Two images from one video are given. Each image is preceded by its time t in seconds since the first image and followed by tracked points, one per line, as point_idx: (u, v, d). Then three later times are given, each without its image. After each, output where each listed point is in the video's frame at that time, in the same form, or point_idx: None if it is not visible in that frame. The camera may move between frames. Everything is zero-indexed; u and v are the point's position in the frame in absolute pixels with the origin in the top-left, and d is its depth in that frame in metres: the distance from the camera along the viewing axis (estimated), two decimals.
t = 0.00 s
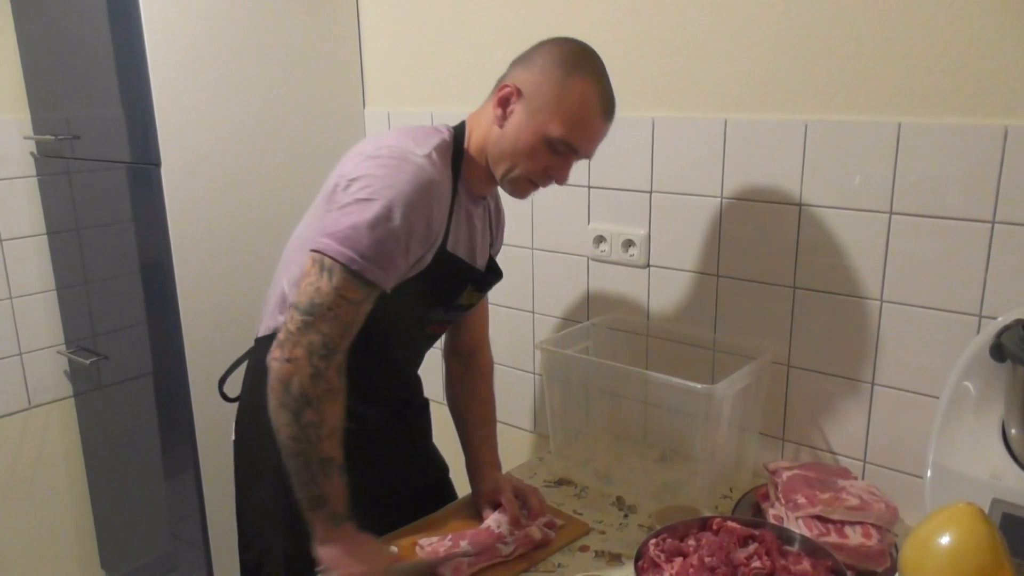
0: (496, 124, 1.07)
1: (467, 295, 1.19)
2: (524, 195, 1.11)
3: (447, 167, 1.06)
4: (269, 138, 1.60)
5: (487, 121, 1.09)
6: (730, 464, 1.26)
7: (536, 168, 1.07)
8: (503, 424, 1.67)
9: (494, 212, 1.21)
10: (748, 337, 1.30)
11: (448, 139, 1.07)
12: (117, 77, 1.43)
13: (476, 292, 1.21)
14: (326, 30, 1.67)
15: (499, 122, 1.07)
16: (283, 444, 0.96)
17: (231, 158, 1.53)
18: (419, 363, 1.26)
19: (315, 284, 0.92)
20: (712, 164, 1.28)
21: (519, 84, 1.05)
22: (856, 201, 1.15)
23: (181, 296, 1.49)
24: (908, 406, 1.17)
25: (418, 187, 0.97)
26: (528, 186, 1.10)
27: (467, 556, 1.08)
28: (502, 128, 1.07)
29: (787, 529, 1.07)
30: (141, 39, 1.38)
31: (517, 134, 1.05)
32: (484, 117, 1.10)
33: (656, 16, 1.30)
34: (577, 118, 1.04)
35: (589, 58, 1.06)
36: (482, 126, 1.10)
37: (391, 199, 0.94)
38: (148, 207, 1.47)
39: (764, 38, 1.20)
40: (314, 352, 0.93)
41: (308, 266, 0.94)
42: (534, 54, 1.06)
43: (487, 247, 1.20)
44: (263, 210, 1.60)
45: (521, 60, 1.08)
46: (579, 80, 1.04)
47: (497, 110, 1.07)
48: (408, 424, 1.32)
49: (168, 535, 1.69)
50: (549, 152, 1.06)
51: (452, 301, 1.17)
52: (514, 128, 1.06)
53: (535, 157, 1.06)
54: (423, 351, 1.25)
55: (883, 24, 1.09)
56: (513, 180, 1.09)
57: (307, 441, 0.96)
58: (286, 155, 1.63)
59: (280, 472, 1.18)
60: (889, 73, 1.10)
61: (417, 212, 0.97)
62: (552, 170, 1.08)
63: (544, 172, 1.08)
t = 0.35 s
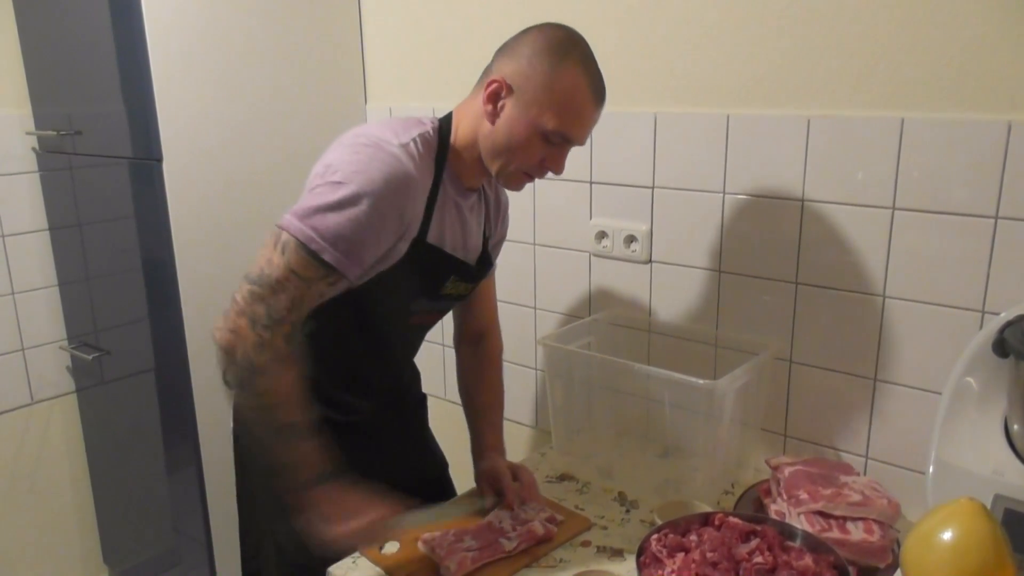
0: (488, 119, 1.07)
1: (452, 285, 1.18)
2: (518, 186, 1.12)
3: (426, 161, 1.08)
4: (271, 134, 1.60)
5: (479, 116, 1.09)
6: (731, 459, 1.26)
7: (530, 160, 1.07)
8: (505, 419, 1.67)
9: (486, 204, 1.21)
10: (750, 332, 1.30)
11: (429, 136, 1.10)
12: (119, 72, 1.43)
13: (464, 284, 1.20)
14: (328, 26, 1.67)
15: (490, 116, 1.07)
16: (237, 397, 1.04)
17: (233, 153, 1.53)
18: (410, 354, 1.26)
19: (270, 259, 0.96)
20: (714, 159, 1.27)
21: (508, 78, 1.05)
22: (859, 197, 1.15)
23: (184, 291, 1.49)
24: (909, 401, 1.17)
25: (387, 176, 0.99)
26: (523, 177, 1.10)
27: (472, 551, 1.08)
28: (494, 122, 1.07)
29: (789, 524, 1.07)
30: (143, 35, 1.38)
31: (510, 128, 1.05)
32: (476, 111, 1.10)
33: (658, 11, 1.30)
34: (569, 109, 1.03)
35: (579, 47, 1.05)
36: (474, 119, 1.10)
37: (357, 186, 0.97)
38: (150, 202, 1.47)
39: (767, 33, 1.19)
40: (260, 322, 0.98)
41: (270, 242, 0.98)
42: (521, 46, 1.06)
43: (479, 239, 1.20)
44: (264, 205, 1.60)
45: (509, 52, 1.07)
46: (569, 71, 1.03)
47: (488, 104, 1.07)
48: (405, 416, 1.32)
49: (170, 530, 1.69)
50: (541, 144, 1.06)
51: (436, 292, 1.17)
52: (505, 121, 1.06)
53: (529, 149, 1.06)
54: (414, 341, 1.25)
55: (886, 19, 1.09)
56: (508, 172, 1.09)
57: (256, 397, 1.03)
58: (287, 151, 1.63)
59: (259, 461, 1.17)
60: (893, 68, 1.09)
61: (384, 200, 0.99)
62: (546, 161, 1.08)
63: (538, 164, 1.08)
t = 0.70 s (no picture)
0: (500, 131, 1.07)
1: (467, 294, 1.18)
2: (529, 197, 1.12)
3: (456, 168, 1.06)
4: (272, 129, 1.59)
5: (490, 128, 1.09)
6: (733, 455, 1.26)
7: (542, 173, 1.08)
8: (507, 415, 1.67)
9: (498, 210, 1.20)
10: (753, 329, 1.30)
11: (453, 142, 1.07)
12: (121, 68, 1.43)
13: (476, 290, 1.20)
14: (329, 22, 1.66)
15: (502, 129, 1.07)
16: (377, 437, 1.02)
17: (234, 149, 1.53)
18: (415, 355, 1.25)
19: (351, 296, 0.95)
20: (716, 156, 1.27)
21: (522, 92, 1.05)
22: (861, 192, 1.15)
23: (186, 287, 1.49)
24: (911, 397, 1.17)
25: (435, 182, 0.98)
26: (533, 189, 1.11)
27: (473, 546, 1.08)
28: (506, 135, 1.07)
29: (791, 520, 1.07)
30: (145, 30, 1.38)
31: (522, 142, 1.05)
32: (486, 123, 1.09)
33: (659, 7, 1.30)
34: (583, 125, 1.04)
35: (592, 63, 1.05)
36: (484, 132, 1.09)
37: (412, 199, 0.96)
38: (151, 198, 1.47)
39: (769, 28, 1.19)
40: (369, 359, 0.97)
41: (342, 278, 0.96)
42: (535, 60, 1.05)
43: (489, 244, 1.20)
44: (266, 201, 1.60)
45: (522, 66, 1.06)
46: (584, 88, 1.03)
47: (501, 117, 1.06)
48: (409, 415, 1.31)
49: (172, 525, 1.69)
50: (554, 158, 1.06)
51: (450, 300, 1.17)
52: (518, 135, 1.05)
53: (541, 163, 1.07)
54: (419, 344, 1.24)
55: (887, 14, 1.09)
56: (519, 184, 1.10)
57: (396, 430, 1.01)
58: (289, 146, 1.63)
59: (275, 455, 1.20)
60: (893, 63, 1.09)
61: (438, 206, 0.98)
62: (557, 174, 1.09)
63: (549, 176, 1.09)
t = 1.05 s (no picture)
0: (513, 131, 1.08)
1: (477, 289, 1.18)
2: (539, 197, 1.13)
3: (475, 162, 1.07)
4: (273, 126, 1.59)
5: (504, 127, 1.10)
6: (734, 452, 1.26)
7: (552, 173, 1.09)
8: (508, 413, 1.67)
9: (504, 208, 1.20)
10: (755, 326, 1.30)
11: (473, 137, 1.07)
12: (122, 65, 1.43)
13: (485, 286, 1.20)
14: (330, 19, 1.66)
15: (516, 128, 1.08)
16: (368, 432, 0.99)
17: (235, 147, 1.53)
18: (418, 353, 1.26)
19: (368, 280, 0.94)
20: (718, 152, 1.27)
21: (537, 92, 1.06)
22: (861, 188, 1.15)
23: (187, 284, 1.49)
24: (913, 394, 1.16)
25: (456, 172, 0.99)
26: (544, 189, 1.12)
27: (475, 543, 1.07)
28: (519, 135, 1.08)
29: (792, 517, 1.07)
30: (146, 28, 1.38)
31: (534, 142, 1.06)
32: (501, 123, 1.11)
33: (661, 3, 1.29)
34: (595, 126, 1.05)
35: (606, 66, 1.07)
36: (498, 131, 1.10)
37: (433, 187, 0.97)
38: (153, 195, 1.47)
39: (771, 24, 1.19)
40: (381, 344, 0.95)
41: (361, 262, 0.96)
42: (551, 62, 1.07)
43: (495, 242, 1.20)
44: (267, 198, 1.60)
45: (538, 67, 1.08)
46: (597, 90, 1.05)
47: (515, 116, 1.08)
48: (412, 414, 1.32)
49: (174, 522, 1.70)
50: (566, 160, 1.08)
51: (461, 295, 1.17)
52: (531, 135, 1.07)
53: (552, 163, 1.08)
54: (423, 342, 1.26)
55: (889, 10, 1.08)
56: (530, 184, 1.11)
57: (392, 425, 0.99)
58: (291, 143, 1.63)
59: (279, 458, 1.19)
60: (895, 59, 1.09)
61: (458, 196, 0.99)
62: (568, 174, 1.10)
63: (560, 177, 1.10)
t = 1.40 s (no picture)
0: (490, 114, 1.08)
1: (460, 280, 1.18)
2: (518, 183, 1.12)
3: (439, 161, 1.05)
4: (273, 124, 1.59)
5: (482, 111, 1.10)
6: (735, 449, 1.26)
7: (530, 157, 1.08)
8: (509, 410, 1.67)
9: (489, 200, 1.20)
10: (755, 323, 1.30)
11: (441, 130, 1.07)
12: (122, 62, 1.43)
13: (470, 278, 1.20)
14: (330, 15, 1.66)
15: (493, 111, 1.08)
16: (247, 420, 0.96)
17: (236, 144, 1.53)
18: (409, 349, 1.27)
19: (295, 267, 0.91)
20: (718, 150, 1.27)
21: (513, 74, 1.06)
22: (862, 185, 1.15)
23: (188, 281, 1.49)
24: (913, 391, 1.17)
25: (407, 173, 0.96)
26: (522, 173, 1.11)
27: (474, 542, 1.07)
28: (496, 118, 1.08)
29: (793, 514, 1.07)
30: (147, 25, 1.38)
31: (511, 124, 1.06)
32: (478, 107, 1.11)
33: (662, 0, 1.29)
34: (571, 107, 1.04)
35: (582, 48, 1.06)
36: (476, 116, 1.10)
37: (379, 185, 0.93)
38: (153, 192, 1.47)
39: (772, 20, 1.19)
40: (296, 333, 0.92)
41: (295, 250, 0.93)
42: (527, 44, 1.07)
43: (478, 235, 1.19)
44: (268, 196, 1.60)
45: (514, 50, 1.08)
46: (573, 70, 1.04)
47: (492, 99, 1.07)
48: (405, 410, 1.33)
49: (175, 520, 1.70)
50: (543, 141, 1.07)
51: (444, 287, 1.17)
52: (508, 117, 1.06)
53: (530, 146, 1.07)
54: (414, 337, 1.26)
55: (889, 7, 1.08)
56: (507, 168, 1.10)
57: (277, 426, 0.95)
58: (291, 141, 1.63)
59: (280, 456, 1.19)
60: (896, 56, 1.09)
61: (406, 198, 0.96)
62: (546, 157, 1.09)
63: (538, 161, 1.09)
